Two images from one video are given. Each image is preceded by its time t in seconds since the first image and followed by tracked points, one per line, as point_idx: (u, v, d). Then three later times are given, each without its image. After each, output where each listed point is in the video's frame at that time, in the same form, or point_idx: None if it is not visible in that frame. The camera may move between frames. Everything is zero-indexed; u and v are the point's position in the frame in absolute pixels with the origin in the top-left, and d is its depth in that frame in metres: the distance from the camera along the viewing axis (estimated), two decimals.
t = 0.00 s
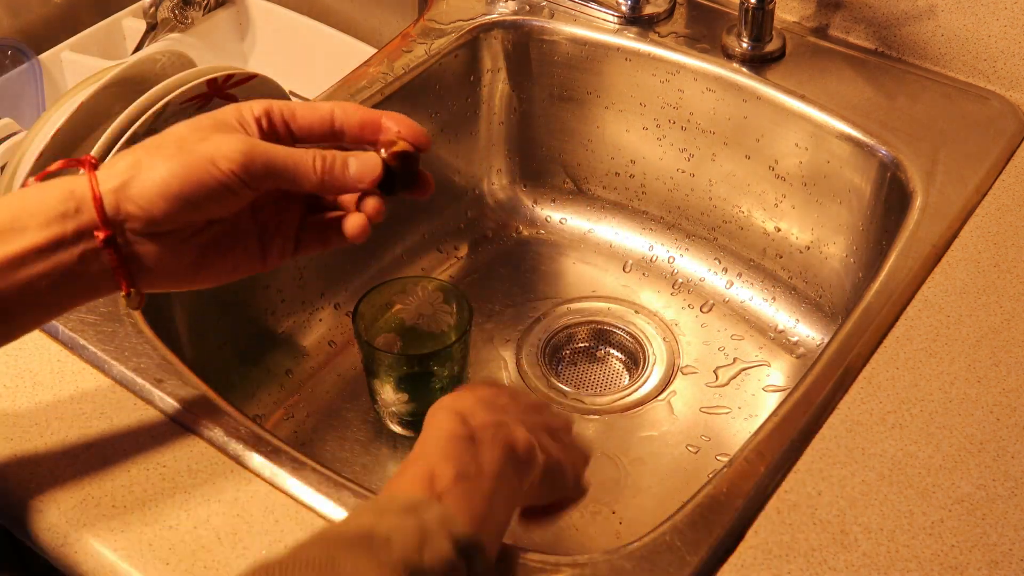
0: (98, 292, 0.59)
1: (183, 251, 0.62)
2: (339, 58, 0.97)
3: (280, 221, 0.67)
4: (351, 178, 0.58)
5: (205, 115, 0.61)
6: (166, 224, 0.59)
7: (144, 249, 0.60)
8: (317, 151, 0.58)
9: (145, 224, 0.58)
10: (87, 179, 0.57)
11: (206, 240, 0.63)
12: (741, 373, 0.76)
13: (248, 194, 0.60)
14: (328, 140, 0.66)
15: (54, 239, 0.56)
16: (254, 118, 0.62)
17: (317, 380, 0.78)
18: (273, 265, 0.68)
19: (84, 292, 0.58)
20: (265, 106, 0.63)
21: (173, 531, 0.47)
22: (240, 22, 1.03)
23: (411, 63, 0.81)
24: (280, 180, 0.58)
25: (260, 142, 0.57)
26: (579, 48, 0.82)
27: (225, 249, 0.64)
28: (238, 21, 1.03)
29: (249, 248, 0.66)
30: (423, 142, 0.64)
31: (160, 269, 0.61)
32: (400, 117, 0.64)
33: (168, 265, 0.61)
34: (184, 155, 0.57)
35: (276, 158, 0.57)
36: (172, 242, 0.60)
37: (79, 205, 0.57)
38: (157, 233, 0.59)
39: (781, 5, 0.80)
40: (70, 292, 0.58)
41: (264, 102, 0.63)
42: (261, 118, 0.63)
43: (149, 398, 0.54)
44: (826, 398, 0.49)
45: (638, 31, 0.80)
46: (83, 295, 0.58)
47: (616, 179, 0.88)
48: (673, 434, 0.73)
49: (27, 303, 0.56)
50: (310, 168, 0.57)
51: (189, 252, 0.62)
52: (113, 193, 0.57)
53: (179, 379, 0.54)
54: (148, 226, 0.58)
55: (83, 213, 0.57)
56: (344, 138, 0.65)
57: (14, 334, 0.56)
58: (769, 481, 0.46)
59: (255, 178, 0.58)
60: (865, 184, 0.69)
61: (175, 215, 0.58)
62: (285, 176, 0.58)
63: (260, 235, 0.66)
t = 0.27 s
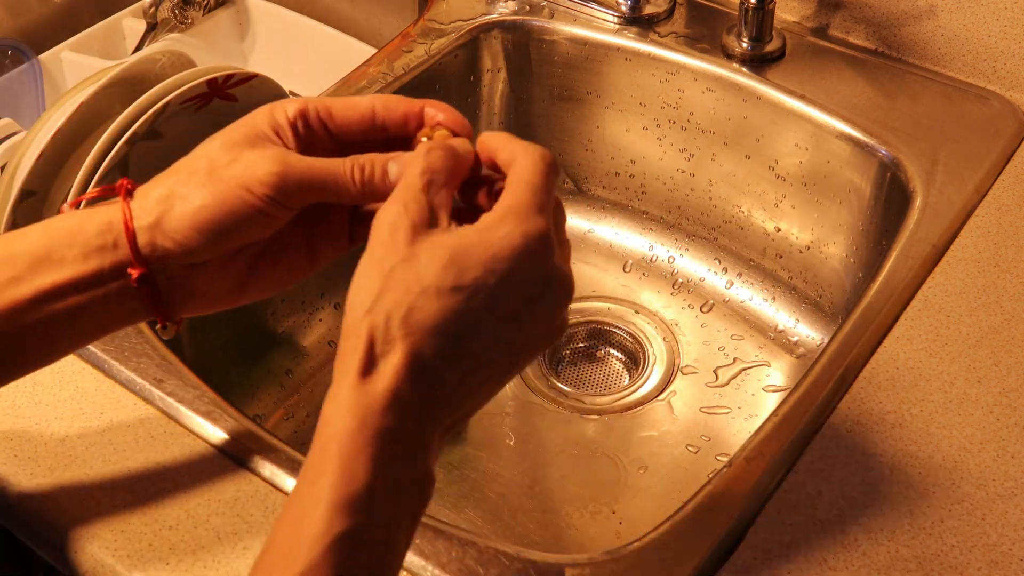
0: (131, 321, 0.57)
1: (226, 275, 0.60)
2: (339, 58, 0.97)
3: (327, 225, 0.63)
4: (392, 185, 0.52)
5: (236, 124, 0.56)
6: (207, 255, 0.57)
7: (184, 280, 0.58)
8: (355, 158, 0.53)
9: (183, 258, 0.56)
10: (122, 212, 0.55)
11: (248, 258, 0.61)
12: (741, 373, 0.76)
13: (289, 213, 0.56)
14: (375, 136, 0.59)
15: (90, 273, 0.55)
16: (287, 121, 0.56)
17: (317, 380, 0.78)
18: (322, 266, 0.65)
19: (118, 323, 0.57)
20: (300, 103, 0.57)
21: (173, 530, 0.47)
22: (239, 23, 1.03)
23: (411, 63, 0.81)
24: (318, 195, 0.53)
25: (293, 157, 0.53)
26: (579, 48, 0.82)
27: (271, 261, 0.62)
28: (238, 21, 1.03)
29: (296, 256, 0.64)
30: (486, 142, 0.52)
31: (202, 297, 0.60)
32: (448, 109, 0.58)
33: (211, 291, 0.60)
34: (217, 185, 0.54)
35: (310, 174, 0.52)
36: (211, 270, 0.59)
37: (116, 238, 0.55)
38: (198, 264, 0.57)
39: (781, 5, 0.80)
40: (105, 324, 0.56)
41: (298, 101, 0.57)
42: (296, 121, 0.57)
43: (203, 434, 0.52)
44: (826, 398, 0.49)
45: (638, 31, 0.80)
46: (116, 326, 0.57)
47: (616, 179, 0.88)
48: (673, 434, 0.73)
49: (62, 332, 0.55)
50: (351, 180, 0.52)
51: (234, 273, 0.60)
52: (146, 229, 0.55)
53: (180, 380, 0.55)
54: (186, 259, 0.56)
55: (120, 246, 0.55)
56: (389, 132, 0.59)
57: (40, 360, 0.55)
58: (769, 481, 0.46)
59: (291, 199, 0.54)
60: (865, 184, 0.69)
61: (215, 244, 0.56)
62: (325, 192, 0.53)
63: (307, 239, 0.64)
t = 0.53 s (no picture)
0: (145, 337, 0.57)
1: (242, 286, 0.60)
2: (339, 58, 0.97)
3: (342, 227, 0.63)
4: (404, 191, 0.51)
5: (247, 129, 0.55)
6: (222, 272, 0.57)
7: (200, 296, 0.58)
8: (373, 169, 0.52)
9: (198, 276, 0.56)
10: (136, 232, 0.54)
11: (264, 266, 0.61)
12: (741, 373, 0.76)
13: (305, 227, 0.56)
14: (390, 141, 0.58)
15: (104, 291, 0.54)
16: (299, 125, 0.55)
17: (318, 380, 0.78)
18: (340, 268, 0.65)
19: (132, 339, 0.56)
20: (313, 105, 0.56)
21: (173, 530, 0.47)
22: (239, 23, 1.03)
23: (411, 63, 0.81)
24: (336, 209, 0.53)
25: (309, 171, 0.52)
26: (579, 48, 0.82)
27: (288, 267, 0.62)
28: (238, 21, 1.03)
29: (312, 260, 0.63)
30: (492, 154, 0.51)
31: (218, 310, 0.60)
32: (465, 115, 0.56)
33: (226, 304, 0.60)
34: (232, 203, 0.53)
35: (327, 188, 0.52)
36: (226, 286, 0.59)
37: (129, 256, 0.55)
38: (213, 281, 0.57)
39: (781, 5, 0.80)
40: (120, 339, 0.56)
41: (311, 104, 0.55)
42: (309, 125, 0.55)
43: (231, 452, 0.51)
44: (826, 398, 0.49)
45: (638, 31, 0.80)
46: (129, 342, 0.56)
47: (616, 179, 0.88)
48: (673, 434, 0.73)
49: (73, 347, 0.55)
50: (368, 191, 0.52)
51: (251, 284, 0.60)
52: (159, 246, 0.54)
53: (179, 380, 0.55)
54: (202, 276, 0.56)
55: (133, 264, 0.55)
56: (405, 139, 0.57)
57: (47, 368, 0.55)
58: (769, 481, 0.46)
59: (307, 214, 0.54)
60: (865, 184, 0.69)
61: (231, 259, 0.56)
62: (342, 204, 0.53)
63: (322, 242, 0.63)
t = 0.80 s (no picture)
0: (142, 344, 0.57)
1: (239, 294, 0.60)
2: (339, 59, 0.97)
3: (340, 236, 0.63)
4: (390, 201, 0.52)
5: (245, 136, 0.55)
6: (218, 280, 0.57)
7: (196, 304, 0.58)
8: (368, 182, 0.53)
9: (193, 284, 0.56)
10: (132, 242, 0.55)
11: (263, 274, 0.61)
12: (741, 373, 0.76)
13: (301, 237, 0.56)
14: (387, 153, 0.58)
15: (100, 296, 0.55)
16: (297, 134, 0.55)
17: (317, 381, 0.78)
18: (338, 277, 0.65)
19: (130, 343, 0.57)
20: (311, 114, 0.55)
21: (173, 530, 0.47)
22: (240, 23, 1.03)
23: (411, 63, 0.81)
24: (332, 220, 0.53)
25: (306, 183, 0.53)
26: (579, 48, 0.82)
27: (286, 276, 0.62)
28: (238, 21, 1.03)
29: (311, 267, 0.63)
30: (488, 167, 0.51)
31: (214, 319, 0.60)
32: (461, 128, 0.56)
33: (223, 312, 0.60)
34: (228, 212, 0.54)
35: (322, 201, 0.52)
36: (223, 295, 0.59)
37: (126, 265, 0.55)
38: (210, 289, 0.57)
39: (781, 5, 0.80)
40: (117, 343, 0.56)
41: (310, 113, 0.55)
42: (307, 134, 0.55)
43: (230, 452, 0.51)
44: (826, 398, 0.49)
45: (638, 31, 0.80)
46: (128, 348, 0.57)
47: (616, 178, 0.88)
48: (673, 434, 0.73)
49: (69, 350, 0.55)
50: (363, 204, 0.52)
51: (248, 292, 0.60)
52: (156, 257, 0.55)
53: (179, 380, 0.55)
54: (198, 285, 0.56)
55: (130, 271, 0.56)
56: (402, 152, 0.57)
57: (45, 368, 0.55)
58: (769, 481, 0.46)
59: (303, 225, 0.54)
60: (865, 184, 0.69)
61: (226, 268, 0.56)
62: (338, 217, 0.53)
63: (320, 251, 0.63)
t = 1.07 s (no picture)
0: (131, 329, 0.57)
1: (229, 278, 0.60)
2: (339, 58, 0.97)
3: (332, 223, 0.63)
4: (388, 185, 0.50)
5: (237, 123, 0.56)
6: (206, 262, 0.57)
7: (185, 286, 0.58)
8: (358, 161, 0.51)
9: (182, 266, 0.56)
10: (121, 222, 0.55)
11: (253, 257, 0.61)
12: (741, 373, 0.76)
13: (289, 217, 0.55)
14: (380, 137, 0.57)
15: (90, 280, 0.55)
16: (287, 120, 0.55)
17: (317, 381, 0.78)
18: (331, 265, 0.65)
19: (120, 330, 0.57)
20: (301, 100, 0.56)
21: (173, 530, 0.47)
22: (240, 23, 1.03)
23: (411, 63, 0.81)
24: (319, 200, 0.52)
25: (293, 162, 0.52)
26: (579, 48, 0.82)
27: (277, 261, 0.62)
28: (238, 21, 1.03)
29: (303, 253, 0.63)
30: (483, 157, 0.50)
31: (204, 302, 0.60)
32: (458, 115, 0.55)
33: (213, 296, 0.60)
34: (215, 190, 0.53)
35: (310, 180, 0.52)
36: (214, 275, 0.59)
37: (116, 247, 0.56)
38: (199, 271, 0.58)
39: (781, 5, 0.80)
40: (108, 329, 0.56)
41: (300, 99, 0.55)
42: (297, 119, 0.55)
43: (230, 452, 0.51)
44: (826, 398, 0.49)
45: (638, 31, 0.80)
46: (117, 334, 0.57)
47: (616, 178, 0.88)
48: (673, 434, 0.73)
49: (61, 338, 0.55)
50: (351, 185, 0.51)
51: (238, 275, 0.61)
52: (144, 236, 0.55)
53: (179, 379, 0.55)
54: (186, 267, 0.56)
55: (120, 254, 0.56)
56: (395, 135, 0.57)
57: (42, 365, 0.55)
58: (769, 481, 0.46)
59: (291, 205, 0.53)
60: (865, 184, 0.69)
61: (214, 250, 0.56)
62: (325, 196, 0.52)
63: (312, 236, 0.63)
